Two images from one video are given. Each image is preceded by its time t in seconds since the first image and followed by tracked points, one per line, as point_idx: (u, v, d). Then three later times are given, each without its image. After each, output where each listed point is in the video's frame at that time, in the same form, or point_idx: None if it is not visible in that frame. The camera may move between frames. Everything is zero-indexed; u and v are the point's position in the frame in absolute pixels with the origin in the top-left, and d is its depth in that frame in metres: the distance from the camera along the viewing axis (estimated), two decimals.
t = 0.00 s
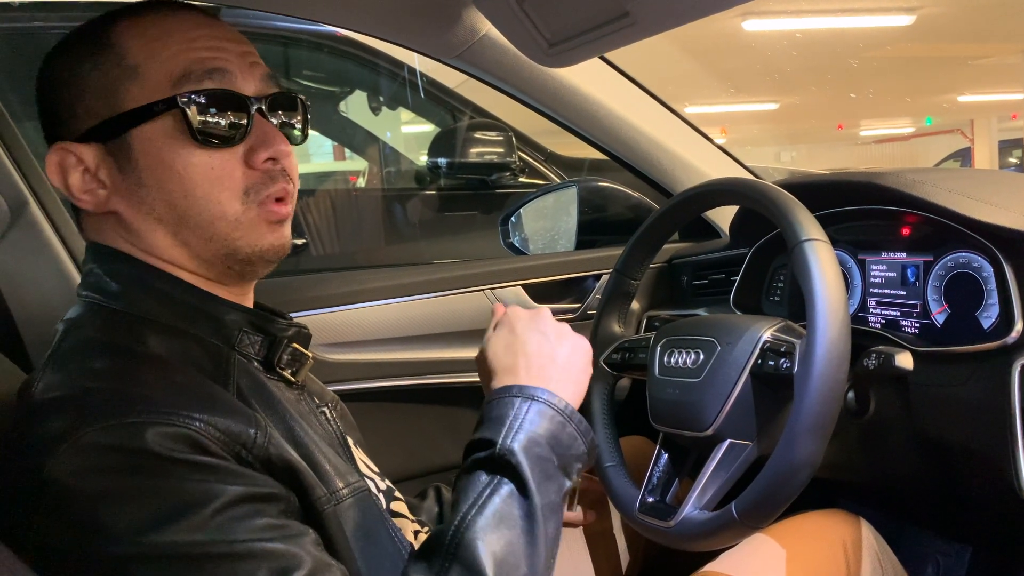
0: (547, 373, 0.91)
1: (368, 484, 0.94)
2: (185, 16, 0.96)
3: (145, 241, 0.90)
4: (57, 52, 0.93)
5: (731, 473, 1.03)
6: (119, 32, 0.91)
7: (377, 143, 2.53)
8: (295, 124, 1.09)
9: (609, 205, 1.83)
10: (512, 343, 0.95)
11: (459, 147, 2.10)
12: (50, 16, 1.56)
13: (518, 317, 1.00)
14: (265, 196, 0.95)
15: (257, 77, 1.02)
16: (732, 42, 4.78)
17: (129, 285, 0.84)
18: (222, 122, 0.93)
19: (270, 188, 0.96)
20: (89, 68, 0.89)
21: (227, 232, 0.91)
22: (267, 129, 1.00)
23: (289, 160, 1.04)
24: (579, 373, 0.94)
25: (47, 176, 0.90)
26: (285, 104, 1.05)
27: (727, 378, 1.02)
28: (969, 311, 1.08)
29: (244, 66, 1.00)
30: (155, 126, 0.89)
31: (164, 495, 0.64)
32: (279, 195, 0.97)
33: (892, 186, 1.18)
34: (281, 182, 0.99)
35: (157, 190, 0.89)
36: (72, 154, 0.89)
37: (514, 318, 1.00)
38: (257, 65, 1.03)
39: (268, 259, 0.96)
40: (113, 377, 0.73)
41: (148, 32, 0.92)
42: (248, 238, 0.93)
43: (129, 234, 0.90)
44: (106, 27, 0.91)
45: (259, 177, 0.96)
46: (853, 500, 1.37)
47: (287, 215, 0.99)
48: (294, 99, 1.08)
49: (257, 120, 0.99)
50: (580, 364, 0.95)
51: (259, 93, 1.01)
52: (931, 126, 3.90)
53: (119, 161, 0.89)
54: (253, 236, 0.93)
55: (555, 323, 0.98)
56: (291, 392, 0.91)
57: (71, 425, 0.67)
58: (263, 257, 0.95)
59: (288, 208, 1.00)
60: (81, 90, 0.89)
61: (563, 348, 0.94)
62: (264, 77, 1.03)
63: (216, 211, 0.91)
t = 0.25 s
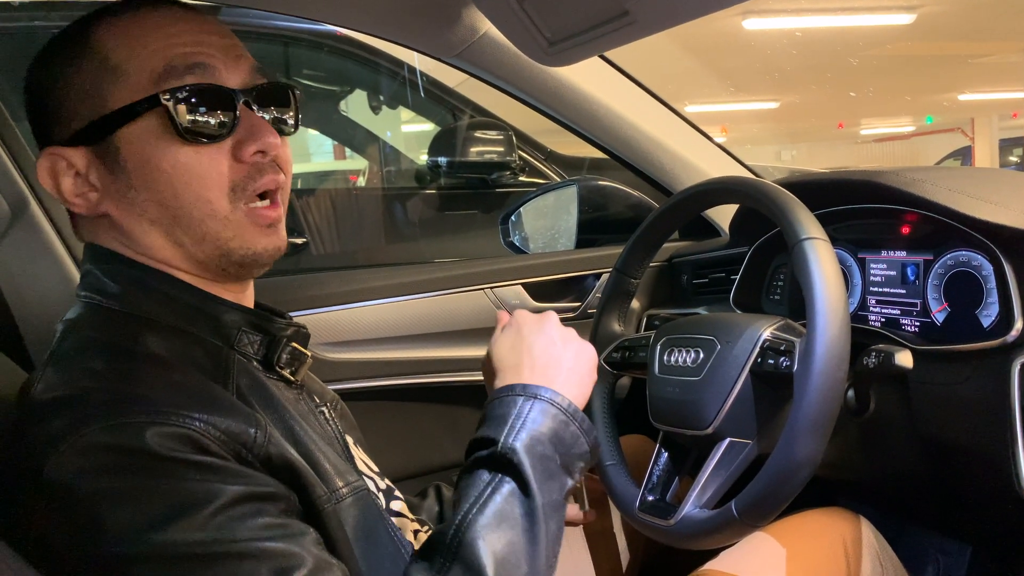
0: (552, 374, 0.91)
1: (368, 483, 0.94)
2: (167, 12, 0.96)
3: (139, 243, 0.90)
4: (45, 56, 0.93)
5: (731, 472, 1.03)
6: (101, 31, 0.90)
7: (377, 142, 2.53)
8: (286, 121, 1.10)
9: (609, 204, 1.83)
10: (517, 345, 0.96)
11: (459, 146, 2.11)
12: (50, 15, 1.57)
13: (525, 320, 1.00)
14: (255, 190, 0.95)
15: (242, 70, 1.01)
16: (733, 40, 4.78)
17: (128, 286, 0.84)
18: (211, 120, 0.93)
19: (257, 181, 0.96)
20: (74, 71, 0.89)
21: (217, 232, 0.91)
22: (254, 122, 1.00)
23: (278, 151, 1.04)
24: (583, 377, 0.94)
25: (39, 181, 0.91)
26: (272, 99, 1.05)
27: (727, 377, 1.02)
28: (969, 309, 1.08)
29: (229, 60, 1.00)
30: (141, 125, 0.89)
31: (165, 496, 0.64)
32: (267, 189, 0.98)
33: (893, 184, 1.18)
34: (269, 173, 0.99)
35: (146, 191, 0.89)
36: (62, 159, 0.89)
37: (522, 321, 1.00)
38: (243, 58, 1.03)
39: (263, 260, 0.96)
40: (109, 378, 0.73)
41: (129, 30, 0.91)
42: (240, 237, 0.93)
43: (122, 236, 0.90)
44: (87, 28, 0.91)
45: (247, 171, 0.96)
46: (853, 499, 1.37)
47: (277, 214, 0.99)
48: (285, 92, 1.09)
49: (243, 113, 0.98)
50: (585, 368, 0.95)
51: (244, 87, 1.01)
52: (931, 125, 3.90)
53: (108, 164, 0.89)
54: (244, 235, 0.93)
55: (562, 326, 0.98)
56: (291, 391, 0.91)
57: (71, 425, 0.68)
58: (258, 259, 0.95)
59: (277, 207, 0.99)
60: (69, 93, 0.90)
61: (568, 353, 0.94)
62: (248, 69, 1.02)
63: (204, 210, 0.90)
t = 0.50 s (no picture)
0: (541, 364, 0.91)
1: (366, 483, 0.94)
2: (154, 11, 0.95)
3: (133, 244, 0.90)
4: (34, 56, 0.92)
5: (731, 471, 1.03)
6: (88, 33, 0.89)
7: (378, 141, 2.52)
8: (280, 117, 1.10)
9: (609, 202, 1.83)
10: (505, 335, 0.96)
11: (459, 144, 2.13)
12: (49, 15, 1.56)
13: (511, 310, 1.00)
14: (249, 189, 0.96)
15: (232, 69, 1.01)
16: (733, 39, 4.78)
17: (126, 286, 0.84)
18: (203, 120, 0.93)
19: (249, 181, 0.96)
20: (64, 73, 0.89)
21: (209, 232, 0.91)
22: (245, 121, 1.00)
23: (271, 150, 1.04)
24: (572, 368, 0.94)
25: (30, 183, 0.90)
26: (265, 95, 1.05)
27: (727, 375, 1.02)
28: (969, 307, 1.08)
29: (218, 59, 0.99)
30: (130, 129, 0.89)
31: (163, 496, 0.64)
32: (260, 187, 0.98)
33: (893, 182, 1.17)
34: (262, 172, 0.99)
35: (138, 193, 0.89)
36: (53, 161, 0.89)
37: (508, 310, 1.00)
38: (232, 55, 1.02)
39: (259, 251, 0.97)
40: (105, 380, 0.73)
41: (117, 32, 0.90)
42: (232, 233, 0.93)
43: (117, 238, 0.91)
44: (74, 28, 0.90)
45: (238, 171, 0.95)
46: (853, 497, 1.37)
47: (271, 205, 1.00)
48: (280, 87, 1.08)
49: (236, 113, 0.98)
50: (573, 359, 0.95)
51: (235, 85, 1.00)
52: (931, 123, 3.90)
53: (100, 166, 0.89)
54: (237, 230, 0.93)
55: (549, 317, 0.98)
56: (288, 391, 0.92)
57: (67, 426, 0.68)
58: (252, 252, 0.96)
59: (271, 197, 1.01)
60: (58, 96, 0.89)
61: (556, 344, 0.95)
62: (238, 68, 1.02)
63: (194, 210, 0.90)
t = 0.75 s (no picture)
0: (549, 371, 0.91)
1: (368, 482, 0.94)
2: (168, 12, 0.94)
3: (137, 244, 0.90)
4: (43, 53, 0.92)
5: (731, 469, 1.03)
6: (98, 33, 0.89)
7: (378, 141, 2.51)
8: (288, 118, 1.10)
9: (609, 201, 1.83)
10: (518, 346, 0.96)
11: (460, 144, 2.11)
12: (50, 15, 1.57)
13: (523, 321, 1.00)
14: (252, 191, 0.96)
15: (243, 74, 1.00)
16: (733, 37, 4.78)
17: (128, 286, 0.84)
18: (211, 120, 0.93)
19: (249, 183, 0.96)
20: (72, 72, 0.89)
21: (213, 233, 0.91)
22: (252, 127, 1.00)
23: (277, 155, 1.04)
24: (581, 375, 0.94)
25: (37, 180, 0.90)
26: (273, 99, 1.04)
27: (727, 374, 1.02)
28: (970, 305, 1.08)
29: (228, 62, 0.99)
30: (137, 130, 0.89)
31: (167, 495, 0.64)
32: (261, 190, 0.98)
33: (893, 180, 1.17)
34: (264, 177, 0.99)
35: (141, 193, 0.89)
36: (60, 158, 0.89)
37: (522, 323, 1.01)
38: (243, 61, 1.01)
39: (262, 255, 0.97)
40: (110, 378, 0.73)
41: (127, 32, 0.90)
42: (235, 235, 0.93)
43: (120, 237, 0.91)
44: (85, 26, 0.90)
45: (240, 173, 0.95)
46: (854, 496, 1.37)
47: (274, 209, 0.99)
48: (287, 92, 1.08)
49: (242, 117, 0.98)
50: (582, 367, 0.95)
51: (244, 90, 1.00)
52: (931, 121, 3.89)
53: (104, 165, 0.89)
54: (240, 233, 0.93)
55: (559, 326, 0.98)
56: (291, 390, 0.92)
57: (71, 425, 0.68)
58: (255, 255, 0.96)
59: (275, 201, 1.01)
60: (67, 95, 0.89)
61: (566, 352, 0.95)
62: (249, 74, 1.01)
63: (195, 209, 0.90)
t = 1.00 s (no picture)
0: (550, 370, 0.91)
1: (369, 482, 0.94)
2: (172, 13, 0.94)
3: (139, 243, 0.91)
4: (46, 50, 0.92)
5: (732, 468, 1.03)
6: (101, 32, 0.89)
7: (378, 140, 2.51)
8: (290, 116, 1.09)
9: (610, 201, 1.84)
10: (518, 344, 0.96)
11: (460, 143, 2.16)
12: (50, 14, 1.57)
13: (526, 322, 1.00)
14: (246, 189, 0.95)
15: (246, 75, 1.00)
16: (733, 37, 4.78)
17: (129, 284, 0.84)
18: (213, 119, 0.93)
19: (244, 181, 0.95)
20: (75, 71, 0.89)
21: (211, 231, 0.91)
22: (254, 125, 1.00)
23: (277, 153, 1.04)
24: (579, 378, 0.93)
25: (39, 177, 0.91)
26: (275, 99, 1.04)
27: (728, 373, 1.02)
28: (971, 305, 1.08)
29: (233, 64, 0.98)
30: (138, 129, 0.89)
31: (168, 494, 0.64)
32: (259, 188, 0.98)
33: (894, 179, 1.17)
34: (262, 175, 0.99)
35: (141, 191, 0.89)
36: (63, 157, 0.89)
37: (522, 321, 1.00)
38: (246, 62, 1.01)
39: (262, 256, 0.96)
40: (111, 377, 0.73)
41: (131, 32, 0.90)
42: (233, 234, 0.93)
43: (121, 235, 0.91)
44: (89, 25, 0.90)
45: (240, 172, 0.95)
46: (855, 495, 1.37)
47: (273, 209, 0.99)
48: (291, 92, 1.08)
49: (245, 117, 0.98)
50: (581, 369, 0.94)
51: (247, 90, 1.00)
52: (933, 120, 3.89)
53: (106, 164, 0.89)
54: (238, 232, 0.93)
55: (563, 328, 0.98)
56: (291, 390, 0.92)
57: (73, 423, 0.68)
58: (256, 255, 0.96)
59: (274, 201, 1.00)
60: (70, 94, 0.89)
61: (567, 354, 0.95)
62: (253, 75, 1.01)
63: (191, 206, 0.90)
